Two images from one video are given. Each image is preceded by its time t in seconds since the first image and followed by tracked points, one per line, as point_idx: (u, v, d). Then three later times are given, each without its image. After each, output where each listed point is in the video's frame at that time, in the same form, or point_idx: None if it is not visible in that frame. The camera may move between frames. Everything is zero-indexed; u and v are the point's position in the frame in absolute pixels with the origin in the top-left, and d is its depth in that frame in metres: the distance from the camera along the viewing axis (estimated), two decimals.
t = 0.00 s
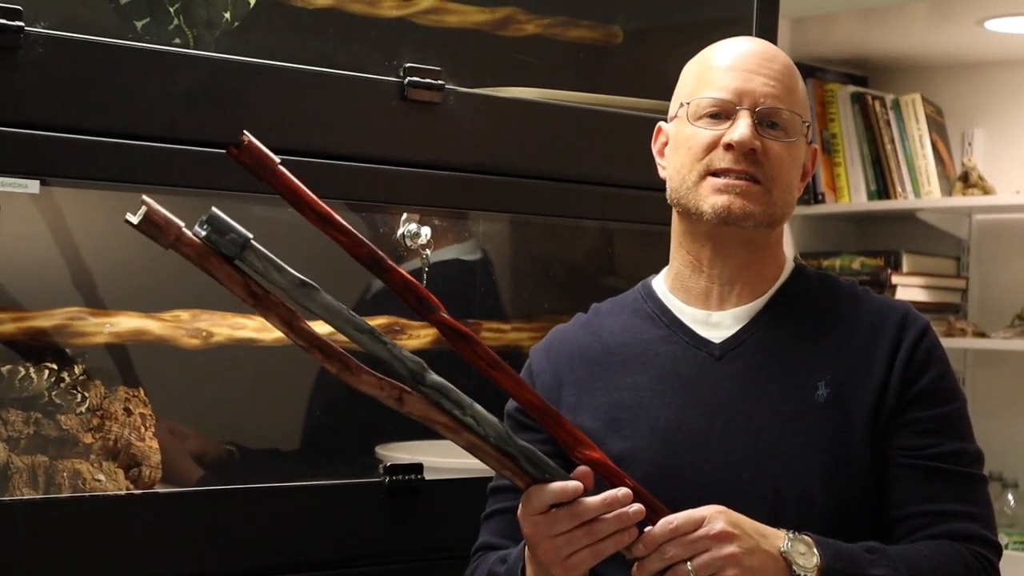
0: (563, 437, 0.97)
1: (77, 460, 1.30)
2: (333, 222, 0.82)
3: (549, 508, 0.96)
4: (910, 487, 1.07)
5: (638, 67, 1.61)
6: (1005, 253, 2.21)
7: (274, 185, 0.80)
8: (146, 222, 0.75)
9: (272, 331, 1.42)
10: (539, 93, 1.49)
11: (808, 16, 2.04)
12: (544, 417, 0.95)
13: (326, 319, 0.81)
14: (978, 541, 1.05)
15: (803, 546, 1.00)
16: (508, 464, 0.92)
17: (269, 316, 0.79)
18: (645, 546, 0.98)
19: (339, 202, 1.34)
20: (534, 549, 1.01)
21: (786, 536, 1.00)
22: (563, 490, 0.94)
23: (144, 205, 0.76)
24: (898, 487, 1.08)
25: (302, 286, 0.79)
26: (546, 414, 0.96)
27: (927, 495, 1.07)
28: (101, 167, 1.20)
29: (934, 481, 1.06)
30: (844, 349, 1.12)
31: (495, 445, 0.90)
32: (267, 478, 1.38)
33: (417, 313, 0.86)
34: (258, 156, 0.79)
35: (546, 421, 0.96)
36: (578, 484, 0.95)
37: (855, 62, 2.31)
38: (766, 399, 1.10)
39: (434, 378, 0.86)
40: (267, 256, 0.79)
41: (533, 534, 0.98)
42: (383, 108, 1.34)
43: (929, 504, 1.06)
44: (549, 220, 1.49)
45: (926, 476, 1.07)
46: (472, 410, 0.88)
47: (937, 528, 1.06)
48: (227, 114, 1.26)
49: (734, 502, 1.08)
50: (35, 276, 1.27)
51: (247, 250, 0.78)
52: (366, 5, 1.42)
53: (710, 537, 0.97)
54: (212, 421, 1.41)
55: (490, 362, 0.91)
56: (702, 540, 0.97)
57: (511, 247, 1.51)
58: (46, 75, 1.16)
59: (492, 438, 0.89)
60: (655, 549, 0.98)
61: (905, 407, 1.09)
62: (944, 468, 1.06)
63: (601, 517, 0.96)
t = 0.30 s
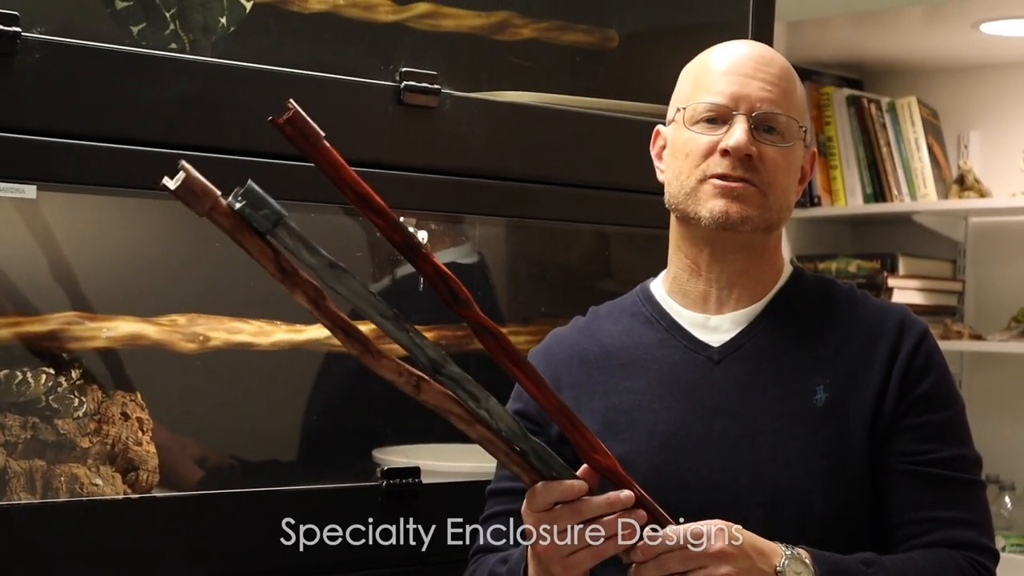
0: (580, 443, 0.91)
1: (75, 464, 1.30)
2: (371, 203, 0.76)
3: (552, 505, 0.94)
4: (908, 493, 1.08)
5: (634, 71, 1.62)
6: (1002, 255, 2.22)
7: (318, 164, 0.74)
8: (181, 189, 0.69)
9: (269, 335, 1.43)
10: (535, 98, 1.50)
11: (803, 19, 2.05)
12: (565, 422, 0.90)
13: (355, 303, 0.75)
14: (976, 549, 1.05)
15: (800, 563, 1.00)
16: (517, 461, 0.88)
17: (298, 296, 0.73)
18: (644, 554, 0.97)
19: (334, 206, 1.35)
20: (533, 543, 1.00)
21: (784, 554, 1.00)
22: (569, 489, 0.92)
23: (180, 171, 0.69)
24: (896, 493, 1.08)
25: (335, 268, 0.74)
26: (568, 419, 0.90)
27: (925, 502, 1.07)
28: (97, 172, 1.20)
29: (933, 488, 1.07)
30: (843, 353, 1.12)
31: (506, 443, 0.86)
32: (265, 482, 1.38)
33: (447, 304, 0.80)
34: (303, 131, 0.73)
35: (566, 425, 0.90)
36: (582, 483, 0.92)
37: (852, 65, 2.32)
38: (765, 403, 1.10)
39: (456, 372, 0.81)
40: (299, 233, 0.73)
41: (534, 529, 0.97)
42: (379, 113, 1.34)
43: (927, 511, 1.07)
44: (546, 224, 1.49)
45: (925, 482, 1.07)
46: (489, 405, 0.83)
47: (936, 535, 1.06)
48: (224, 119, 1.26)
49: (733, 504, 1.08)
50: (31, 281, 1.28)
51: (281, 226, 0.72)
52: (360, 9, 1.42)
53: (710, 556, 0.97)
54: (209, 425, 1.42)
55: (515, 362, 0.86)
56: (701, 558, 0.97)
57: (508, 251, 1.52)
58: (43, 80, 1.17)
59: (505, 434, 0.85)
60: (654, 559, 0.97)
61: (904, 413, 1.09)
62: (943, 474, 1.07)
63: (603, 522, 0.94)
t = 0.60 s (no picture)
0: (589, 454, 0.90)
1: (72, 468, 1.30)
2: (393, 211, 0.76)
3: (558, 507, 0.92)
4: (909, 502, 1.08)
5: (630, 74, 1.62)
6: (998, 258, 2.22)
7: (339, 168, 0.74)
8: (205, 166, 0.70)
9: (266, 338, 1.43)
10: (530, 101, 1.50)
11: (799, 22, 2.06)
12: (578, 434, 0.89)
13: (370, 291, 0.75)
14: (973, 557, 1.06)
15: None
16: (522, 458, 0.88)
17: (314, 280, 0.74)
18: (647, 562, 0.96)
19: (332, 210, 1.35)
20: (534, 543, 0.99)
21: (786, 568, 1.00)
22: (577, 492, 0.91)
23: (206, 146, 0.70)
24: (897, 501, 1.09)
25: (353, 255, 0.74)
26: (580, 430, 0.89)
27: (925, 511, 1.07)
28: (93, 175, 1.20)
29: (933, 496, 1.07)
30: (846, 359, 1.12)
31: (511, 441, 0.86)
32: (262, 485, 1.38)
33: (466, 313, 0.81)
34: (327, 132, 0.73)
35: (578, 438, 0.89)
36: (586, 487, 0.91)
37: (848, 68, 2.33)
38: (767, 408, 1.10)
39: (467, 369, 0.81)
40: (322, 219, 0.74)
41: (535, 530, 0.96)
42: (376, 116, 1.34)
43: (928, 519, 1.07)
44: (543, 227, 1.49)
45: (926, 491, 1.07)
46: (498, 402, 0.82)
47: (936, 543, 1.06)
48: (221, 122, 1.26)
49: (731, 508, 1.08)
50: (25, 284, 1.27)
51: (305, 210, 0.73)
52: (357, 12, 1.42)
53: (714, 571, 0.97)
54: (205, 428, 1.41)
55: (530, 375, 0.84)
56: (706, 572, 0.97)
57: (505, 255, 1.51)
58: (38, 84, 1.16)
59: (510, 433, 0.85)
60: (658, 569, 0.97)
61: (906, 422, 1.09)
62: (944, 484, 1.07)
63: (606, 525, 0.93)
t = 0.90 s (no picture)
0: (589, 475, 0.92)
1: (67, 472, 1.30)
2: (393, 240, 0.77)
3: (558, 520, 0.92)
4: (903, 503, 1.08)
5: (626, 77, 1.62)
6: (995, 260, 2.22)
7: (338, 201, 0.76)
8: (217, 172, 0.71)
9: (262, 341, 1.43)
10: (525, 103, 1.50)
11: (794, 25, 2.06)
12: (578, 458, 0.90)
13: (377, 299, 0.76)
14: (969, 558, 1.06)
15: None
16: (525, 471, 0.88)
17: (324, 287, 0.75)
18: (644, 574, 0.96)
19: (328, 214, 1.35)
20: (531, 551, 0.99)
21: None
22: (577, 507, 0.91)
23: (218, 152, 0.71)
24: (891, 503, 1.09)
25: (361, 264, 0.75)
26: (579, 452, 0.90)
27: (920, 512, 1.07)
28: (89, 179, 1.20)
29: (928, 498, 1.07)
30: (837, 359, 1.12)
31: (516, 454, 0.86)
32: (258, 488, 1.38)
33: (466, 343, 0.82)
34: (325, 165, 0.74)
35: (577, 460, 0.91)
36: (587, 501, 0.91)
37: (844, 70, 2.33)
38: (759, 410, 1.10)
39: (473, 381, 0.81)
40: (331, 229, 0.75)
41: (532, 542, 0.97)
42: (371, 119, 1.34)
43: (922, 520, 1.07)
44: (538, 230, 1.49)
45: (921, 492, 1.07)
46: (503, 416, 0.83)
47: (931, 544, 1.06)
48: (216, 126, 1.26)
49: (726, 510, 1.08)
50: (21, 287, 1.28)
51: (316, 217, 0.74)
52: (352, 16, 1.43)
53: None
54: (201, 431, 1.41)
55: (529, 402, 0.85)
56: None
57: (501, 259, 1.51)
58: (33, 87, 1.17)
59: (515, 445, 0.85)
60: None
61: (899, 423, 1.09)
62: (938, 484, 1.07)
63: (606, 527, 0.93)
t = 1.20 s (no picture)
0: (577, 497, 0.92)
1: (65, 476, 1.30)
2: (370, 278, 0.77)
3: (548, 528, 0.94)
4: (897, 505, 1.08)
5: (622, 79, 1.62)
6: (992, 262, 2.22)
7: (309, 243, 0.75)
8: (199, 191, 0.72)
9: (259, 345, 1.42)
10: (521, 107, 1.50)
11: (791, 28, 2.07)
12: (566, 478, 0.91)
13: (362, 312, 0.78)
14: (963, 559, 1.06)
15: None
16: (514, 479, 0.90)
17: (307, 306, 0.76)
18: None
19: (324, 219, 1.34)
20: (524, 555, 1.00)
21: None
22: (565, 514, 0.93)
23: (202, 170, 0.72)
24: (885, 505, 1.08)
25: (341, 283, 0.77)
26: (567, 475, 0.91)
27: (914, 514, 1.07)
28: (85, 185, 1.20)
29: (921, 500, 1.07)
30: (827, 359, 1.11)
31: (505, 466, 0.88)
32: (255, 493, 1.38)
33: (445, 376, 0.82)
34: (294, 209, 0.75)
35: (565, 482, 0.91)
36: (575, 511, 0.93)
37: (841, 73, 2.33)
38: (750, 411, 1.10)
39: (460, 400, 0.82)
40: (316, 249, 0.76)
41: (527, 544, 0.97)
42: (366, 123, 1.35)
43: (916, 522, 1.07)
44: (535, 234, 1.49)
45: (915, 494, 1.07)
46: (490, 433, 0.84)
47: (925, 546, 1.06)
48: (212, 130, 1.26)
49: (719, 512, 1.08)
50: (17, 293, 1.28)
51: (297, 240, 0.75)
52: (349, 20, 1.43)
53: None
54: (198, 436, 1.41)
55: (513, 429, 0.85)
56: None
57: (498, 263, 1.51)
58: (28, 92, 1.17)
59: (503, 458, 0.86)
60: None
61: (893, 424, 1.09)
62: (932, 485, 1.07)
63: (607, 528, 0.94)
